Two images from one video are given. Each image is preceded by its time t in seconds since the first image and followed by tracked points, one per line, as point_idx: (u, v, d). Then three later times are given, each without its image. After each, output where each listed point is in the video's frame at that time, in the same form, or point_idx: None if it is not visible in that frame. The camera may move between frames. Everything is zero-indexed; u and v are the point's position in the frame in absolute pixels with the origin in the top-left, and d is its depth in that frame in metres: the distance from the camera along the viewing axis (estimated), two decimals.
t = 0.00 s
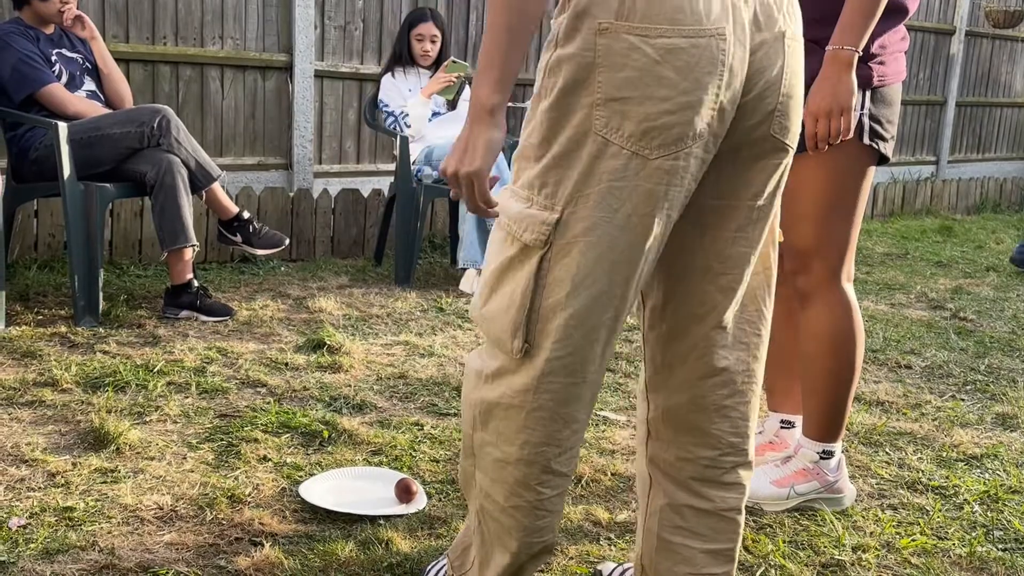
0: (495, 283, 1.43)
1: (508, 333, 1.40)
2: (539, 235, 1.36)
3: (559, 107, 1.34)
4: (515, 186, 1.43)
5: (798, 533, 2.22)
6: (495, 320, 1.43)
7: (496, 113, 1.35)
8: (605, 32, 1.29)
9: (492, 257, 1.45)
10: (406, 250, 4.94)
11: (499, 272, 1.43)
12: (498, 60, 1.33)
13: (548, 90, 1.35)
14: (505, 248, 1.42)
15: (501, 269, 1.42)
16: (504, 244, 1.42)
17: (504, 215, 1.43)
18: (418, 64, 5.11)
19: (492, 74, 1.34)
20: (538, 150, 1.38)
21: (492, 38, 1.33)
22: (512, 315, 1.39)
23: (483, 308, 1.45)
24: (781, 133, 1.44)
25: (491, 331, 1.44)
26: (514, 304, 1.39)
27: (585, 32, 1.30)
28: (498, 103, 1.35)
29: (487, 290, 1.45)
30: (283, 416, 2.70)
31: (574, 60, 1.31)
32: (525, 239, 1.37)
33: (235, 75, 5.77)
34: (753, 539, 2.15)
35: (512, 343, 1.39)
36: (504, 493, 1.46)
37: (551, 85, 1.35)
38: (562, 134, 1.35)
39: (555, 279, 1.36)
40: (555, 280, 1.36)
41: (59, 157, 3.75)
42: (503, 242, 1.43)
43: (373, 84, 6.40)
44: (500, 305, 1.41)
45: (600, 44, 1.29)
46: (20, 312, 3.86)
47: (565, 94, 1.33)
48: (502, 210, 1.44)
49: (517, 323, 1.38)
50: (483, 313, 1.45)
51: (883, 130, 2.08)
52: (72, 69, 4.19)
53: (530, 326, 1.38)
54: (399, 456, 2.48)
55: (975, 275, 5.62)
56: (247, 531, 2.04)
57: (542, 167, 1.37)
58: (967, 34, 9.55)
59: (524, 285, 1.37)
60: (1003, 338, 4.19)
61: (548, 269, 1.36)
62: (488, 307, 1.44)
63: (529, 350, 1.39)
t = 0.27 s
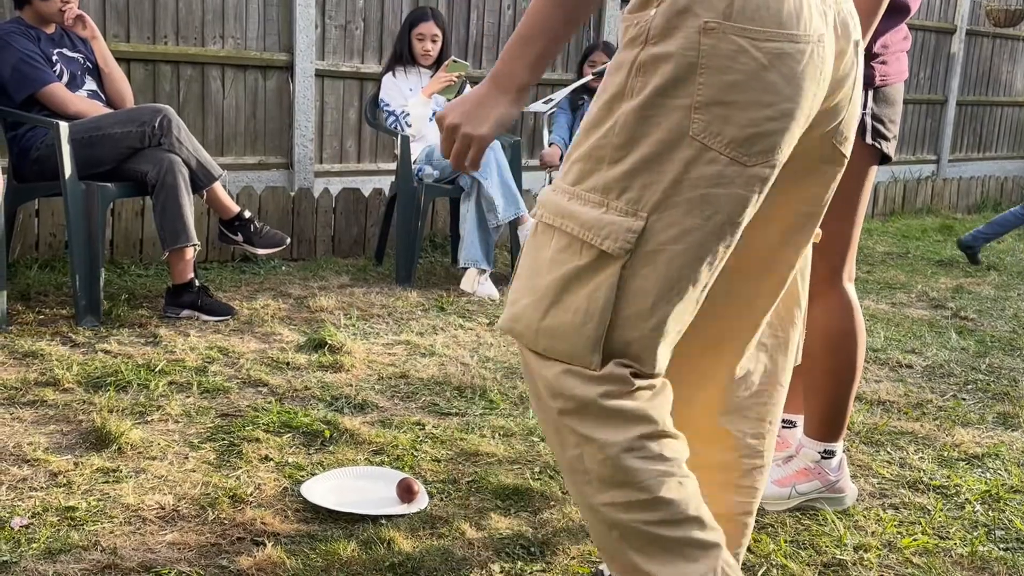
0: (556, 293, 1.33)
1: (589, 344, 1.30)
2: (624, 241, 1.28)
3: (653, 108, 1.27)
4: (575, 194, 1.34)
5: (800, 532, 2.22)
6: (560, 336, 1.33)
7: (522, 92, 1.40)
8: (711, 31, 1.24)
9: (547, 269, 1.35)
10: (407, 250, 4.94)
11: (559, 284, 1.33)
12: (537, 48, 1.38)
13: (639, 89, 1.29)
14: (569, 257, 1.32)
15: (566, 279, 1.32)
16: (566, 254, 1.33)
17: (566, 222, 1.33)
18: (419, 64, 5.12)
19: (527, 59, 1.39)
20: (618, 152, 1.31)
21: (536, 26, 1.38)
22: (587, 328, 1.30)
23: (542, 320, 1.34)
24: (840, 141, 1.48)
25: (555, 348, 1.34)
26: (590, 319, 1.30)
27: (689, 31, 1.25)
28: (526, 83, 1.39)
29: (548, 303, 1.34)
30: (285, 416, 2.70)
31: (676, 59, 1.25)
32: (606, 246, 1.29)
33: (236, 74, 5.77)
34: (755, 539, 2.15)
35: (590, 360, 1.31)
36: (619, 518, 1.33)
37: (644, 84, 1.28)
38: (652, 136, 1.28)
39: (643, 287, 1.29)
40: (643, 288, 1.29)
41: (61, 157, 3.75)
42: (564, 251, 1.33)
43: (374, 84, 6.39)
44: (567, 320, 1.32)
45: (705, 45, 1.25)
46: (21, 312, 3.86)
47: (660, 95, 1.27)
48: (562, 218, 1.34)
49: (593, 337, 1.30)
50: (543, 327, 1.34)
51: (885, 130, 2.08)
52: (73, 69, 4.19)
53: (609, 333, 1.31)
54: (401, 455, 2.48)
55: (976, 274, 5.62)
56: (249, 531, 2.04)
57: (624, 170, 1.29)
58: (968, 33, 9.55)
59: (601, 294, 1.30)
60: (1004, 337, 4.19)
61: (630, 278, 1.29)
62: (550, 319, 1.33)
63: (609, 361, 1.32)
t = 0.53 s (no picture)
0: (704, 377, 1.26)
1: (751, 421, 1.22)
2: (764, 293, 1.22)
3: (771, 148, 1.24)
4: (704, 260, 1.30)
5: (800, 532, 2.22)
6: (721, 423, 1.24)
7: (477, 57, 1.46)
8: (816, 62, 1.24)
9: (689, 349, 1.29)
10: (407, 250, 4.94)
11: (705, 365, 1.26)
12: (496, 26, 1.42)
13: (749, 129, 1.27)
14: (707, 328, 1.27)
15: (709, 354, 1.26)
16: (705, 324, 1.27)
17: (700, 290, 1.28)
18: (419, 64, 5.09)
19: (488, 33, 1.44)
20: (738, 198, 1.27)
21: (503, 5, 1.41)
22: (743, 406, 1.23)
23: (699, 412, 1.27)
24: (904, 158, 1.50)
25: (719, 438, 1.25)
26: (744, 395, 1.22)
27: (793, 64, 1.25)
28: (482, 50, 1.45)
29: (699, 388, 1.27)
30: (285, 416, 2.70)
31: (783, 95, 1.24)
32: (744, 301, 1.23)
33: (236, 74, 5.77)
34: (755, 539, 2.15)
35: (759, 445, 1.22)
36: None
37: (755, 123, 1.26)
38: (776, 179, 1.25)
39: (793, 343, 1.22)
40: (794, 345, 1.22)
41: (61, 157, 3.75)
42: (700, 321, 1.28)
43: (374, 83, 6.39)
44: (722, 402, 1.24)
45: (813, 77, 1.24)
46: (21, 312, 3.86)
47: (777, 132, 1.24)
48: (695, 286, 1.29)
49: (753, 415, 1.22)
50: (701, 417, 1.27)
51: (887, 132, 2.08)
52: (73, 70, 4.19)
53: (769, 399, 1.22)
54: (401, 456, 2.49)
55: (975, 274, 5.62)
56: (250, 531, 2.04)
57: (750, 216, 1.25)
58: (967, 33, 9.56)
59: (752, 360, 1.22)
60: (1004, 337, 4.19)
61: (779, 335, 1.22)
62: (705, 407, 1.26)
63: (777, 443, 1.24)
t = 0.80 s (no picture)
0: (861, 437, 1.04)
1: (924, 494, 1.01)
2: (949, 344, 0.99)
3: (948, 160, 1.01)
4: (863, 296, 1.06)
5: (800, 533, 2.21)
6: (885, 488, 1.03)
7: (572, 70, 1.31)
8: (991, 50, 1.01)
9: (841, 403, 1.07)
10: (406, 251, 4.95)
11: (865, 422, 1.04)
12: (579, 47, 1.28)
13: (917, 137, 1.03)
14: (871, 380, 1.04)
15: (875, 411, 1.04)
16: (869, 375, 1.05)
17: (860, 332, 1.06)
18: (417, 65, 5.09)
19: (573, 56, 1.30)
20: (909, 223, 1.03)
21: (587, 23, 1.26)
22: (922, 477, 1.01)
23: (849, 476, 1.06)
24: None
25: (880, 506, 1.04)
26: (923, 463, 1.00)
27: (963, 53, 1.01)
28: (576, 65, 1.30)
29: (853, 450, 1.05)
30: (284, 417, 2.70)
31: (957, 91, 1.00)
32: (924, 353, 1.00)
33: (235, 75, 5.77)
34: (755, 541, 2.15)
35: (936, 518, 1.02)
36: None
37: (922, 130, 1.02)
38: (954, 197, 1.00)
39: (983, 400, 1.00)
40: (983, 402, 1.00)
41: (59, 158, 3.75)
42: (860, 370, 1.06)
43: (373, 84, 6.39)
44: (889, 466, 1.02)
45: (988, 67, 1.01)
46: (20, 314, 3.86)
47: (953, 140, 1.00)
48: (850, 328, 1.06)
49: (934, 486, 1.01)
50: (851, 483, 1.06)
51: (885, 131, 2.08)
52: (71, 71, 4.19)
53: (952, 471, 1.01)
54: (401, 457, 2.48)
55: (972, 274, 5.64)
56: (249, 533, 2.04)
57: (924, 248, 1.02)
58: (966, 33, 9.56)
59: (935, 427, 1.00)
60: (1003, 337, 4.19)
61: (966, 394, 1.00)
62: (859, 473, 1.05)
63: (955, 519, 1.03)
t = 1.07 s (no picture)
0: (882, 424, 1.05)
1: (938, 484, 1.00)
2: (973, 339, 0.98)
3: (985, 162, 0.99)
4: (894, 290, 1.06)
5: (797, 536, 2.21)
6: (899, 475, 1.03)
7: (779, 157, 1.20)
8: None
9: (864, 391, 1.07)
10: (404, 253, 4.95)
11: (885, 411, 1.04)
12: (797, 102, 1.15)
13: (958, 138, 1.01)
14: (896, 369, 1.04)
15: (897, 401, 1.03)
16: (893, 366, 1.05)
17: (889, 325, 1.05)
18: (414, 67, 5.10)
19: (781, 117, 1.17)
20: (943, 221, 1.02)
21: (793, 73, 1.14)
22: (935, 466, 1.00)
23: (868, 462, 1.06)
24: None
25: (894, 492, 1.04)
26: (937, 454, 1.00)
27: (1011, 54, 0.98)
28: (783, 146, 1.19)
29: (873, 436, 1.06)
30: (281, 421, 2.70)
31: (997, 93, 0.98)
32: (947, 348, 0.99)
33: (232, 77, 5.77)
34: (752, 543, 2.16)
35: (946, 511, 1.00)
36: None
37: (964, 132, 1.01)
38: (988, 198, 0.99)
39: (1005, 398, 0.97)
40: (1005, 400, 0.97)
41: (56, 160, 3.74)
42: (886, 360, 1.06)
43: (370, 86, 6.39)
44: (903, 452, 1.02)
45: None
46: (16, 316, 3.86)
47: (992, 142, 0.99)
48: (880, 320, 1.06)
49: (947, 476, 0.99)
50: (870, 469, 1.06)
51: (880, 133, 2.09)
52: (68, 73, 4.19)
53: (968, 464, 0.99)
54: (398, 460, 2.48)
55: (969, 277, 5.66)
56: (247, 536, 2.04)
57: (955, 246, 1.01)
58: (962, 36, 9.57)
59: (950, 419, 0.98)
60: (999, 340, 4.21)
61: (987, 389, 0.98)
62: (878, 459, 1.05)
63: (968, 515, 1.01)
